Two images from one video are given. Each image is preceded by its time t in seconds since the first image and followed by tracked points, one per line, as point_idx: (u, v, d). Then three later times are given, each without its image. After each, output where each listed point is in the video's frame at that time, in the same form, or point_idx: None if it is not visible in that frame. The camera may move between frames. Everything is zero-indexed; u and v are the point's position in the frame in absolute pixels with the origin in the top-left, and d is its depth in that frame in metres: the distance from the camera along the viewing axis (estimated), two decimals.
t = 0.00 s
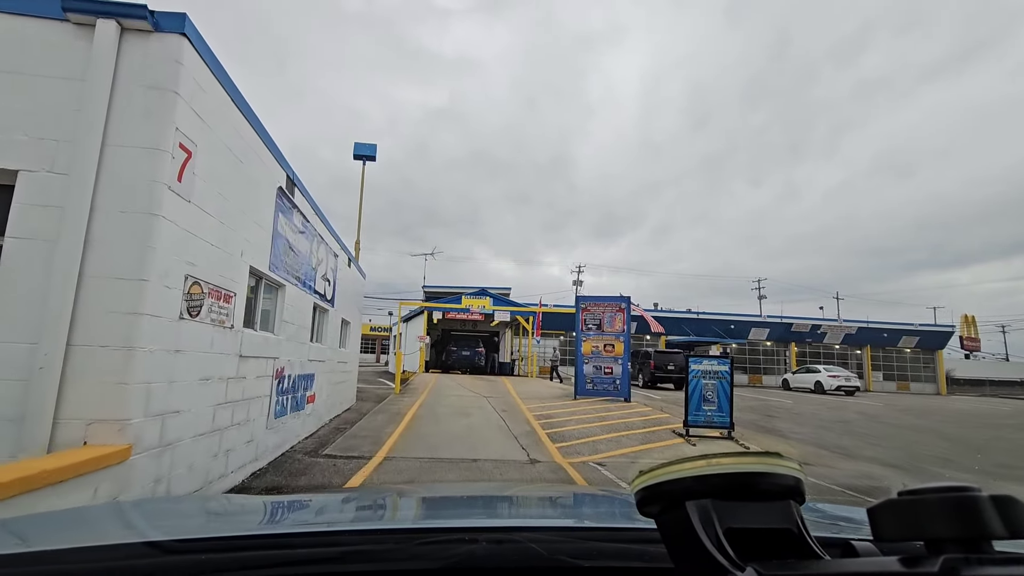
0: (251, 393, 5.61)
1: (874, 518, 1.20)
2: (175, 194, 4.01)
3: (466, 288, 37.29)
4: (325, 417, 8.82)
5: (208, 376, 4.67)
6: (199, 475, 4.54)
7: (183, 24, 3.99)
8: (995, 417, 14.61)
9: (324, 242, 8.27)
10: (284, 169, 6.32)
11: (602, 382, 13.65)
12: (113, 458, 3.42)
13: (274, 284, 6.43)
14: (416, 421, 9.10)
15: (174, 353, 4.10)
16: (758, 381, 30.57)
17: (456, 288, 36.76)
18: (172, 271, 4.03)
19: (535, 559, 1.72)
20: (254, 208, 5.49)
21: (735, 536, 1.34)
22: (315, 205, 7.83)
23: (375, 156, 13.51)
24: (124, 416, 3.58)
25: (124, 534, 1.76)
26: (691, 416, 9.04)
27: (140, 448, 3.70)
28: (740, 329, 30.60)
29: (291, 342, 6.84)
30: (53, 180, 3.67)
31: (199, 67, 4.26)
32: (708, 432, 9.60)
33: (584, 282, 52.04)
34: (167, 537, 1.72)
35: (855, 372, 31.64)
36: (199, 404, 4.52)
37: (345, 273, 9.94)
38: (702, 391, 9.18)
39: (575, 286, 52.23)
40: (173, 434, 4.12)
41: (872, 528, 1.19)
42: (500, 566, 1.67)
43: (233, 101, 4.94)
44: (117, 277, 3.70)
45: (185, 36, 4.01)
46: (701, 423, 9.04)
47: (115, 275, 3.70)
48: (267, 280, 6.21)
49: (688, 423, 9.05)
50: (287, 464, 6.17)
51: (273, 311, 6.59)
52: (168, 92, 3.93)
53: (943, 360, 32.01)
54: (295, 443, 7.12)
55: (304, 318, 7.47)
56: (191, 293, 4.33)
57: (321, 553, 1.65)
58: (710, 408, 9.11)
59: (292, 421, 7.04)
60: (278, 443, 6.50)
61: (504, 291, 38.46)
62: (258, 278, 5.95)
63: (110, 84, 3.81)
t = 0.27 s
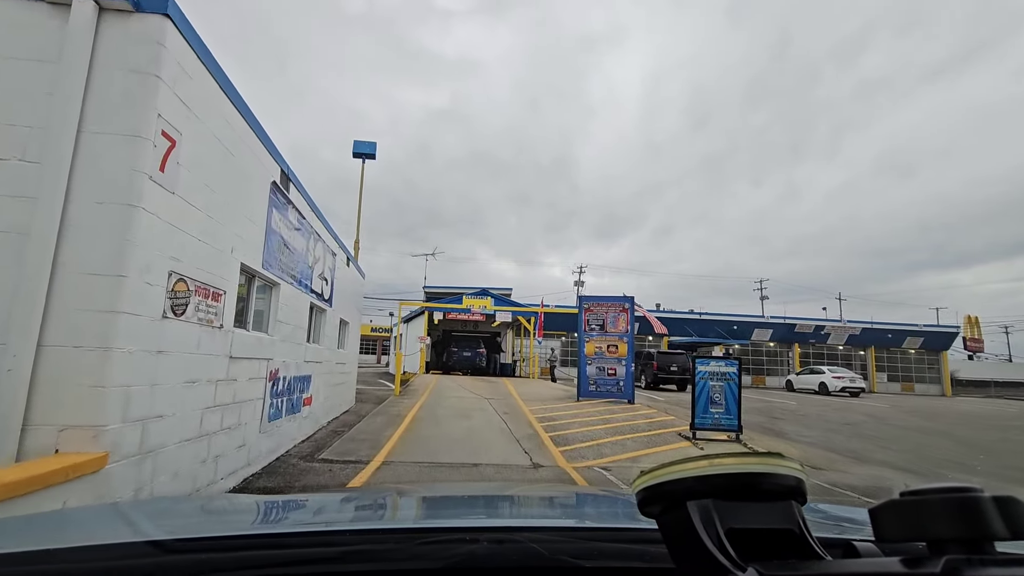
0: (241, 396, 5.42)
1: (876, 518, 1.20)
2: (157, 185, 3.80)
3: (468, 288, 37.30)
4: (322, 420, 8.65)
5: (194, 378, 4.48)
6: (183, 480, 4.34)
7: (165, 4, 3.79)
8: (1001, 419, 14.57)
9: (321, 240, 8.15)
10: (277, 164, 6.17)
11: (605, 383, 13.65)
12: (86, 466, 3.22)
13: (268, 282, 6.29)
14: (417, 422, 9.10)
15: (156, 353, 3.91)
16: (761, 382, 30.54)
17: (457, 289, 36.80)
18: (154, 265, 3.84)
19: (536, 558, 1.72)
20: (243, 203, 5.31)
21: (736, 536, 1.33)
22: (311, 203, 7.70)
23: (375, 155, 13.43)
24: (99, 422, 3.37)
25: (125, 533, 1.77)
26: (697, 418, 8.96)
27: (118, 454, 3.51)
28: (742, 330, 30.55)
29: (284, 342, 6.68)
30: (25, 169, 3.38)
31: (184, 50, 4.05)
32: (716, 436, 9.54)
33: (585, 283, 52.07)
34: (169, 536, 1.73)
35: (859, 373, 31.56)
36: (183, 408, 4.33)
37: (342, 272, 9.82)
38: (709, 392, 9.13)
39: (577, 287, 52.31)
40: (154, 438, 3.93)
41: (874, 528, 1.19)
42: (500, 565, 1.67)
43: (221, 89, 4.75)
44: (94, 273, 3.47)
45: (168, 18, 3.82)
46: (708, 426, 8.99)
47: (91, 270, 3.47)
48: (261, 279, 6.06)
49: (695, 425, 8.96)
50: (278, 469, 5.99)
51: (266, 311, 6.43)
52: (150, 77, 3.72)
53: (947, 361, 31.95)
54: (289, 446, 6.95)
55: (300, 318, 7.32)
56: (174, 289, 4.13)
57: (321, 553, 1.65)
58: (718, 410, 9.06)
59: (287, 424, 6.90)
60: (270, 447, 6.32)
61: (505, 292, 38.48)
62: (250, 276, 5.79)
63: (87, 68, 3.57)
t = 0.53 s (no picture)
0: (232, 399, 5.10)
1: (877, 519, 1.20)
2: (136, 174, 3.50)
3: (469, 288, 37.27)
4: (319, 425, 8.37)
5: (180, 381, 4.17)
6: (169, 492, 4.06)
7: None
8: (1006, 420, 14.51)
9: (318, 237, 7.86)
10: (271, 157, 5.89)
11: (607, 384, 13.63)
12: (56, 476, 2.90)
13: (262, 281, 6.01)
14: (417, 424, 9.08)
15: (137, 354, 3.60)
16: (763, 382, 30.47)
17: (458, 289, 36.78)
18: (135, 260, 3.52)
19: (537, 558, 1.72)
20: (234, 195, 5.00)
21: (738, 536, 1.33)
22: (308, 198, 7.41)
23: (375, 153, 13.31)
24: (72, 429, 3.07)
25: (126, 533, 1.77)
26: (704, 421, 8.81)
27: (92, 465, 3.19)
28: (745, 330, 30.48)
29: (279, 343, 6.38)
30: None
31: (166, 30, 3.74)
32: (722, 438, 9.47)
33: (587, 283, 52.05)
34: (170, 536, 1.73)
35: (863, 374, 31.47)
36: (167, 413, 4.02)
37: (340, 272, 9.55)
38: (716, 395, 8.98)
39: (579, 287, 52.30)
40: (137, 447, 3.64)
41: (875, 529, 1.19)
42: (503, 565, 1.67)
43: (209, 75, 4.43)
44: (65, 269, 3.15)
45: None
46: (715, 429, 8.80)
47: (63, 266, 3.16)
48: (255, 277, 5.77)
49: (702, 428, 8.79)
50: (274, 476, 5.72)
51: (259, 310, 6.12)
52: (127, 58, 3.41)
53: (951, 361, 31.87)
54: (284, 451, 6.67)
55: (296, 318, 7.05)
56: (158, 287, 3.82)
57: (323, 553, 1.65)
58: (725, 412, 8.90)
59: (282, 427, 6.63)
60: (264, 452, 6.03)
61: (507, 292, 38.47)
62: (243, 273, 5.48)
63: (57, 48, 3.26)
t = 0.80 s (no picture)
0: (221, 402, 4.95)
1: (878, 520, 1.20)
2: (113, 162, 3.29)
3: (470, 288, 37.27)
4: (314, 426, 8.24)
5: (164, 382, 3.99)
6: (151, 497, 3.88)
7: None
8: (1008, 420, 14.53)
9: (313, 234, 7.71)
10: (263, 150, 5.73)
11: (609, 385, 13.61)
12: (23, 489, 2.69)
13: (255, 279, 5.85)
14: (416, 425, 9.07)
15: (115, 355, 3.41)
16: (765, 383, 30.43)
17: (459, 289, 36.76)
18: (112, 254, 3.33)
19: (538, 559, 1.72)
20: (222, 189, 4.82)
21: (739, 537, 1.33)
22: (303, 194, 7.27)
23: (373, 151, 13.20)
24: (42, 434, 2.86)
25: (129, 533, 1.78)
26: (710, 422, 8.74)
27: (65, 472, 2.99)
28: (746, 330, 30.48)
29: (271, 343, 6.24)
30: None
31: (146, 11, 3.55)
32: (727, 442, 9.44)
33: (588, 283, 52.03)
34: (171, 536, 1.73)
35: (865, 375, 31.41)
36: (150, 416, 3.84)
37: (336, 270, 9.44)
38: (722, 396, 8.91)
39: (580, 288, 52.30)
40: (115, 451, 3.46)
41: (876, 529, 1.19)
42: (503, 565, 1.66)
43: (194, 60, 4.26)
44: (36, 262, 2.95)
45: None
46: (722, 431, 8.77)
47: (33, 260, 2.95)
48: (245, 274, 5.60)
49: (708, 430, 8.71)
50: (266, 479, 5.56)
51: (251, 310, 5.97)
52: (105, 39, 3.20)
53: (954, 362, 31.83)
54: (278, 453, 6.55)
55: (291, 317, 6.90)
56: (138, 283, 3.63)
57: (324, 553, 1.66)
58: (731, 414, 8.84)
59: (276, 430, 6.52)
60: (257, 455, 5.89)
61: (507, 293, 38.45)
62: (233, 270, 5.34)
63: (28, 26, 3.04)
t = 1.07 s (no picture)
0: (209, 404, 4.72)
1: (879, 521, 1.19)
2: (89, 148, 3.07)
3: (471, 288, 37.27)
4: (310, 429, 8.06)
5: (147, 385, 3.75)
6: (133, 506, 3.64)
7: None
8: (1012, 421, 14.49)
9: (309, 231, 7.52)
10: (256, 143, 5.56)
11: (612, 386, 13.58)
12: None
13: (248, 277, 5.68)
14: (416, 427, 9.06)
15: (90, 355, 3.17)
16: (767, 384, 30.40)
17: (460, 289, 36.73)
18: (87, 247, 3.09)
19: (538, 559, 1.72)
20: (212, 181, 4.59)
21: (739, 537, 1.33)
22: (298, 189, 7.09)
23: (372, 149, 13.15)
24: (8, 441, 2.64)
25: (129, 533, 1.78)
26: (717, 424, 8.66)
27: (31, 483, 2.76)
28: (748, 330, 30.44)
29: (264, 343, 6.02)
30: None
31: None
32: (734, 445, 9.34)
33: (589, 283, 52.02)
34: (171, 536, 1.74)
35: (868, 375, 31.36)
36: (131, 422, 3.60)
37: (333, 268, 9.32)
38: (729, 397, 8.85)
39: (581, 288, 52.28)
40: (90, 459, 3.20)
41: (876, 530, 1.19)
42: (503, 565, 1.66)
43: (181, 47, 4.04)
44: None
45: None
46: (728, 433, 8.64)
47: None
48: (237, 272, 5.42)
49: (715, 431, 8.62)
50: (259, 486, 5.35)
51: (243, 309, 5.80)
52: (80, 18, 3.00)
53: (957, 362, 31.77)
54: (273, 457, 6.39)
55: (285, 316, 6.72)
56: (117, 279, 3.39)
57: (324, 553, 1.66)
58: (738, 416, 8.76)
59: (271, 433, 6.37)
60: (250, 459, 5.69)
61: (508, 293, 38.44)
62: (224, 267, 5.13)
63: None
